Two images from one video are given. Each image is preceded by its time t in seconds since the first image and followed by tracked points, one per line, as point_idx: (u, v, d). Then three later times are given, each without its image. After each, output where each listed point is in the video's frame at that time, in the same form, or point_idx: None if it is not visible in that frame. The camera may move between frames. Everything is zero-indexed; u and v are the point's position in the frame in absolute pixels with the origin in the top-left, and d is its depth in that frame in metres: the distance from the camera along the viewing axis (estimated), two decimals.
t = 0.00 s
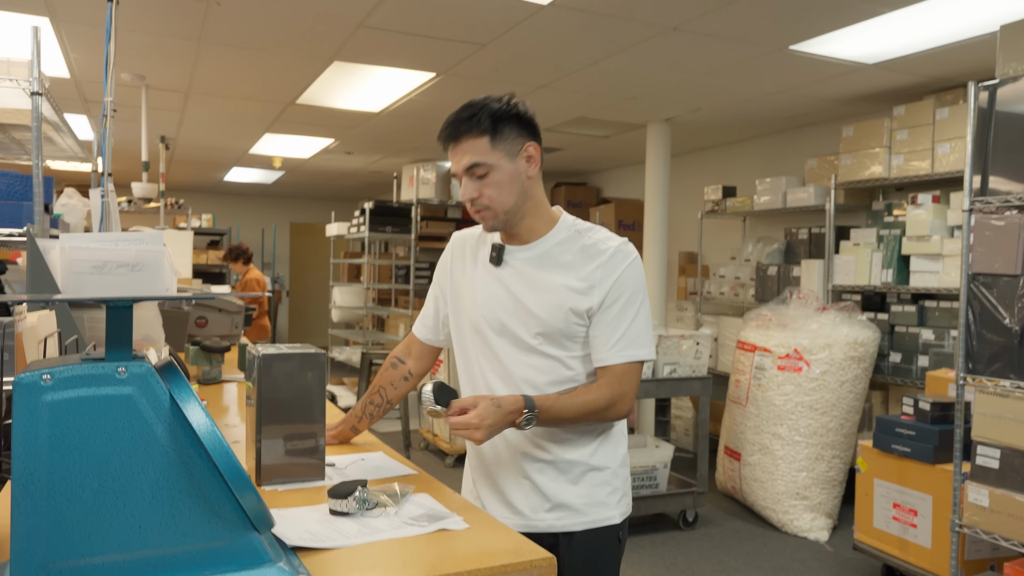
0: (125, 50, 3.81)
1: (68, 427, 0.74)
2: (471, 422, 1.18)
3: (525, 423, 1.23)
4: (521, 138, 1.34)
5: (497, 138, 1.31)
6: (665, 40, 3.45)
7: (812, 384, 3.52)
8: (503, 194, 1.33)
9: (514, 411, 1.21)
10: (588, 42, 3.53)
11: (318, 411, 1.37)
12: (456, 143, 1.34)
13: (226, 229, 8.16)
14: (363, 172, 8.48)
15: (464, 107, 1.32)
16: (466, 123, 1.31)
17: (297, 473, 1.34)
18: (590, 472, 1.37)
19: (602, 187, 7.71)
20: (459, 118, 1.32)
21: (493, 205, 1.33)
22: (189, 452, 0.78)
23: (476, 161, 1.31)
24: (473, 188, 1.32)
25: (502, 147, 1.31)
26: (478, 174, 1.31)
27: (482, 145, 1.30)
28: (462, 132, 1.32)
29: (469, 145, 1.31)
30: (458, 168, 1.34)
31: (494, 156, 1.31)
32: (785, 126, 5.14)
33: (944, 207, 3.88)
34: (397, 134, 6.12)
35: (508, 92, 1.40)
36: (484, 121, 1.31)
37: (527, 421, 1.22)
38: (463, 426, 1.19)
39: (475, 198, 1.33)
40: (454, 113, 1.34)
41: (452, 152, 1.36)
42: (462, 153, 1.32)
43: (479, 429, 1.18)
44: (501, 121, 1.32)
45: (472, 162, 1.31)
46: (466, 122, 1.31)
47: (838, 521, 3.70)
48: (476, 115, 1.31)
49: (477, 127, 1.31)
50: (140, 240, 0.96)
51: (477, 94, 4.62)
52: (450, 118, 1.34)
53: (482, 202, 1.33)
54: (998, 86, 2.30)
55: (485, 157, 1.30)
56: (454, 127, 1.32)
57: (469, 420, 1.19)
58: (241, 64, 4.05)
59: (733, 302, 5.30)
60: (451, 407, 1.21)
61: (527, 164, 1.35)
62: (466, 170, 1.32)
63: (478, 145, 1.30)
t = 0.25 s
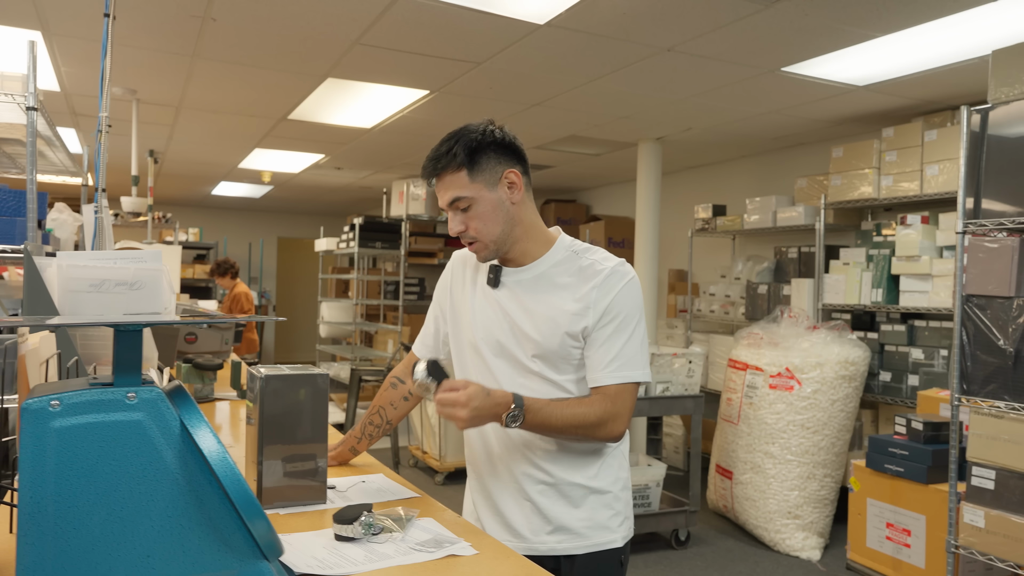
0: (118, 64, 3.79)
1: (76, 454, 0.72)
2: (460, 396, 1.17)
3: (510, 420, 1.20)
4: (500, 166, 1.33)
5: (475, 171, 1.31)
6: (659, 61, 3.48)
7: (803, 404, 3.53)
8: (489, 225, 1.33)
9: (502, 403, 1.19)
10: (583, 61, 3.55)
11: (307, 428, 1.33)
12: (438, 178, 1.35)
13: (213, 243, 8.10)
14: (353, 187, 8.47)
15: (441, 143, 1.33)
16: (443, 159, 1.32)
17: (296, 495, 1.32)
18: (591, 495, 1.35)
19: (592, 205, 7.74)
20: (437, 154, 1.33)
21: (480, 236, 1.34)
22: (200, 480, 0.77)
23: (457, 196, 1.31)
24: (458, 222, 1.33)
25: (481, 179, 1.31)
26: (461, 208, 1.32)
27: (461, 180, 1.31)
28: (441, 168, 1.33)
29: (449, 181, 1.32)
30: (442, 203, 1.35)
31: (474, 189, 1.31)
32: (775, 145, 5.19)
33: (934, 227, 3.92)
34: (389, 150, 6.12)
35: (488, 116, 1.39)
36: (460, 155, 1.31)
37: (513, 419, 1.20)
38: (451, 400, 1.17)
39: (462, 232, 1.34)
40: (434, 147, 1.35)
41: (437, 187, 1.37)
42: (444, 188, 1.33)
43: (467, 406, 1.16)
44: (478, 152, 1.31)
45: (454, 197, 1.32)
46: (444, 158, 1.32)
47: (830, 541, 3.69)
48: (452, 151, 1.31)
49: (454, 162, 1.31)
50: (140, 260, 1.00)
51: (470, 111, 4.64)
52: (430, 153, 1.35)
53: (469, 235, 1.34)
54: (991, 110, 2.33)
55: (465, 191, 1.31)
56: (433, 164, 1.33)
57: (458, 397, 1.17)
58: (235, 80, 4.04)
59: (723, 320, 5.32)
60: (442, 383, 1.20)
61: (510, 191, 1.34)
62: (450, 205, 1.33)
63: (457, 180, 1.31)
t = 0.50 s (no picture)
0: (108, 63, 3.74)
1: (86, 465, 0.71)
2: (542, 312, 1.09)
3: (555, 368, 1.12)
4: (493, 174, 1.31)
5: (466, 181, 1.29)
6: (655, 65, 3.48)
7: (795, 409, 3.53)
8: (483, 235, 1.31)
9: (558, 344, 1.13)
10: (579, 65, 3.55)
11: (295, 437, 1.31)
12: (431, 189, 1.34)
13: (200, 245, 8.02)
14: (342, 189, 8.42)
15: (432, 154, 1.32)
16: (435, 171, 1.31)
17: (298, 504, 1.29)
18: (593, 502, 1.33)
19: (582, 209, 7.74)
20: (429, 165, 1.32)
21: (474, 246, 1.32)
22: (213, 491, 0.76)
23: (450, 206, 1.30)
24: (453, 234, 1.32)
25: (473, 188, 1.29)
26: (454, 218, 1.31)
27: (453, 190, 1.29)
28: (433, 180, 1.32)
29: (441, 191, 1.31)
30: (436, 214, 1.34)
31: (466, 199, 1.29)
32: (767, 151, 5.22)
33: (924, 233, 3.95)
34: (380, 152, 6.09)
35: (480, 125, 1.38)
36: (452, 165, 1.29)
37: (558, 368, 1.12)
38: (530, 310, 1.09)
39: (457, 242, 1.33)
40: (426, 159, 1.34)
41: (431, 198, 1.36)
42: (437, 200, 1.32)
43: (547, 322, 1.08)
44: (469, 162, 1.30)
45: (447, 208, 1.31)
46: (435, 169, 1.31)
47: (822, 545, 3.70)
48: (443, 161, 1.30)
49: (445, 173, 1.30)
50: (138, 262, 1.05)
51: (463, 114, 4.62)
52: (423, 165, 1.35)
53: (464, 245, 1.32)
54: (988, 118, 2.36)
55: (457, 201, 1.29)
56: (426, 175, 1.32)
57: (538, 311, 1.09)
58: (227, 80, 4.00)
59: (714, 325, 5.32)
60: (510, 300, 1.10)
61: (502, 199, 1.32)
62: (443, 216, 1.32)
63: (450, 191, 1.30)
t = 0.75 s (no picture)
0: (73, 48, 3.62)
1: (68, 460, 0.68)
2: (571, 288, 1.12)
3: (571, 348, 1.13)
4: (478, 165, 1.29)
5: (451, 172, 1.27)
6: (633, 59, 3.48)
7: (768, 401, 3.57)
8: (470, 226, 1.29)
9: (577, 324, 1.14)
10: (557, 58, 3.53)
11: (271, 429, 1.28)
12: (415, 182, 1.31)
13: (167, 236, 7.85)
14: (313, 180, 8.30)
15: (416, 145, 1.30)
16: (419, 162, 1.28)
17: (279, 499, 1.26)
18: (575, 496, 1.32)
19: (556, 202, 7.74)
20: (413, 157, 1.30)
21: (461, 238, 1.30)
22: (199, 488, 0.74)
23: (436, 198, 1.28)
24: (438, 226, 1.30)
25: (459, 179, 1.27)
26: (440, 210, 1.29)
27: (438, 182, 1.27)
28: (417, 171, 1.29)
29: (426, 184, 1.29)
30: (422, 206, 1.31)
31: (452, 190, 1.27)
32: (740, 145, 5.26)
33: (894, 229, 4.02)
34: (353, 143, 6.01)
35: (464, 115, 1.36)
36: (436, 157, 1.27)
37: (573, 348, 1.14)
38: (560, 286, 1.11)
39: (443, 234, 1.30)
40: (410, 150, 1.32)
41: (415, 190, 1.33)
42: (422, 192, 1.30)
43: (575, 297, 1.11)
44: (454, 154, 1.28)
45: (432, 200, 1.28)
46: (419, 161, 1.29)
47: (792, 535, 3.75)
48: (427, 153, 1.28)
49: (430, 164, 1.27)
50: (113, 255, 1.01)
51: (440, 105, 4.58)
52: (406, 157, 1.32)
53: (450, 238, 1.30)
54: (962, 115, 2.40)
55: (443, 193, 1.27)
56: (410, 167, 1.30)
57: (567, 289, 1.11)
58: (198, 67, 3.91)
59: (687, 318, 5.37)
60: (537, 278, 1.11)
61: (488, 190, 1.30)
62: (429, 208, 1.29)
63: (435, 183, 1.27)
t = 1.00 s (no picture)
0: (45, 38, 3.54)
1: (42, 460, 0.66)
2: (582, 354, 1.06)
3: (574, 385, 1.07)
4: (466, 163, 1.28)
5: (439, 168, 1.26)
6: (615, 58, 3.48)
7: (745, 400, 3.60)
8: (456, 224, 1.29)
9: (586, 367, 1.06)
10: (539, 56, 3.52)
11: (248, 428, 1.24)
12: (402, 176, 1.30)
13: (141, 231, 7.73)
14: (291, 176, 8.22)
15: (404, 139, 1.28)
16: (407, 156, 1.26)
17: (258, 499, 1.24)
18: (557, 496, 1.31)
19: (536, 200, 7.74)
20: (400, 151, 1.28)
21: (446, 236, 1.29)
22: (177, 488, 0.71)
23: (423, 195, 1.26)
24: (424, 222, 1.29)
25: (446, 177, 1.26)
26: (426, 207, 1.28)
27: (426, 178, 1.26)
28: (405, 165, 1.27)
29: (413, 179, 1.27)
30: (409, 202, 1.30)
31: (439, 186, 1.26)
32: (720, 146, 5.30)
33: (870, 229, 4.07)
34: (333, 139, 5.96)
35: (454, 111, 1.34)
36: (425, 152, 1.25)
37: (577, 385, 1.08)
38: (570, 350, 1.05)
39: (429, 231, 1.30)
40: (398, 144, 1.30)
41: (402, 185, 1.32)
42: (409, 187, 1.28)
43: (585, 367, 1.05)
44: (442, 150, 1.26)
45: (419, 196, 1.27)
46: (407, 156, 1.27)
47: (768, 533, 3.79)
48: (416, 148, 1.26)
49: (418, 160, 1.26)
50: (86, 247, 0.91)
51: (420, 102, 4.55)
52: (394, 150, 1.30)
53: (435, 235, 1.29)
54: (937, 118, 2.44)
55: (430, 189, 1.26)
56: (398, 161, 1.28)
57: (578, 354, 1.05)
58: (174, 60, 3.84)
59: (666, 317, 5.39)
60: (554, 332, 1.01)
61: (476, 188, 1.29)
62: (416, 204, 1.28)
63: (423, 179, 1.26)
